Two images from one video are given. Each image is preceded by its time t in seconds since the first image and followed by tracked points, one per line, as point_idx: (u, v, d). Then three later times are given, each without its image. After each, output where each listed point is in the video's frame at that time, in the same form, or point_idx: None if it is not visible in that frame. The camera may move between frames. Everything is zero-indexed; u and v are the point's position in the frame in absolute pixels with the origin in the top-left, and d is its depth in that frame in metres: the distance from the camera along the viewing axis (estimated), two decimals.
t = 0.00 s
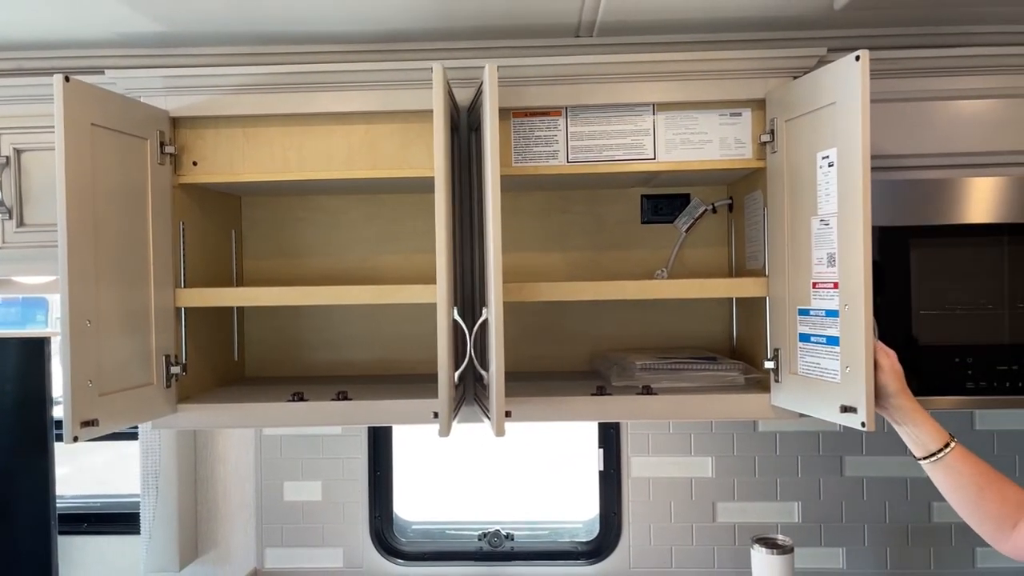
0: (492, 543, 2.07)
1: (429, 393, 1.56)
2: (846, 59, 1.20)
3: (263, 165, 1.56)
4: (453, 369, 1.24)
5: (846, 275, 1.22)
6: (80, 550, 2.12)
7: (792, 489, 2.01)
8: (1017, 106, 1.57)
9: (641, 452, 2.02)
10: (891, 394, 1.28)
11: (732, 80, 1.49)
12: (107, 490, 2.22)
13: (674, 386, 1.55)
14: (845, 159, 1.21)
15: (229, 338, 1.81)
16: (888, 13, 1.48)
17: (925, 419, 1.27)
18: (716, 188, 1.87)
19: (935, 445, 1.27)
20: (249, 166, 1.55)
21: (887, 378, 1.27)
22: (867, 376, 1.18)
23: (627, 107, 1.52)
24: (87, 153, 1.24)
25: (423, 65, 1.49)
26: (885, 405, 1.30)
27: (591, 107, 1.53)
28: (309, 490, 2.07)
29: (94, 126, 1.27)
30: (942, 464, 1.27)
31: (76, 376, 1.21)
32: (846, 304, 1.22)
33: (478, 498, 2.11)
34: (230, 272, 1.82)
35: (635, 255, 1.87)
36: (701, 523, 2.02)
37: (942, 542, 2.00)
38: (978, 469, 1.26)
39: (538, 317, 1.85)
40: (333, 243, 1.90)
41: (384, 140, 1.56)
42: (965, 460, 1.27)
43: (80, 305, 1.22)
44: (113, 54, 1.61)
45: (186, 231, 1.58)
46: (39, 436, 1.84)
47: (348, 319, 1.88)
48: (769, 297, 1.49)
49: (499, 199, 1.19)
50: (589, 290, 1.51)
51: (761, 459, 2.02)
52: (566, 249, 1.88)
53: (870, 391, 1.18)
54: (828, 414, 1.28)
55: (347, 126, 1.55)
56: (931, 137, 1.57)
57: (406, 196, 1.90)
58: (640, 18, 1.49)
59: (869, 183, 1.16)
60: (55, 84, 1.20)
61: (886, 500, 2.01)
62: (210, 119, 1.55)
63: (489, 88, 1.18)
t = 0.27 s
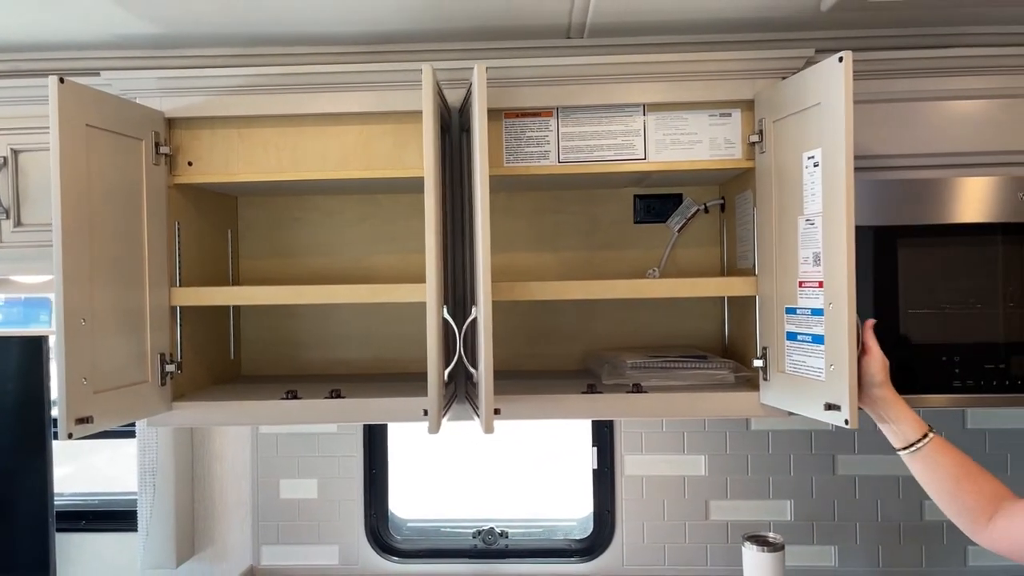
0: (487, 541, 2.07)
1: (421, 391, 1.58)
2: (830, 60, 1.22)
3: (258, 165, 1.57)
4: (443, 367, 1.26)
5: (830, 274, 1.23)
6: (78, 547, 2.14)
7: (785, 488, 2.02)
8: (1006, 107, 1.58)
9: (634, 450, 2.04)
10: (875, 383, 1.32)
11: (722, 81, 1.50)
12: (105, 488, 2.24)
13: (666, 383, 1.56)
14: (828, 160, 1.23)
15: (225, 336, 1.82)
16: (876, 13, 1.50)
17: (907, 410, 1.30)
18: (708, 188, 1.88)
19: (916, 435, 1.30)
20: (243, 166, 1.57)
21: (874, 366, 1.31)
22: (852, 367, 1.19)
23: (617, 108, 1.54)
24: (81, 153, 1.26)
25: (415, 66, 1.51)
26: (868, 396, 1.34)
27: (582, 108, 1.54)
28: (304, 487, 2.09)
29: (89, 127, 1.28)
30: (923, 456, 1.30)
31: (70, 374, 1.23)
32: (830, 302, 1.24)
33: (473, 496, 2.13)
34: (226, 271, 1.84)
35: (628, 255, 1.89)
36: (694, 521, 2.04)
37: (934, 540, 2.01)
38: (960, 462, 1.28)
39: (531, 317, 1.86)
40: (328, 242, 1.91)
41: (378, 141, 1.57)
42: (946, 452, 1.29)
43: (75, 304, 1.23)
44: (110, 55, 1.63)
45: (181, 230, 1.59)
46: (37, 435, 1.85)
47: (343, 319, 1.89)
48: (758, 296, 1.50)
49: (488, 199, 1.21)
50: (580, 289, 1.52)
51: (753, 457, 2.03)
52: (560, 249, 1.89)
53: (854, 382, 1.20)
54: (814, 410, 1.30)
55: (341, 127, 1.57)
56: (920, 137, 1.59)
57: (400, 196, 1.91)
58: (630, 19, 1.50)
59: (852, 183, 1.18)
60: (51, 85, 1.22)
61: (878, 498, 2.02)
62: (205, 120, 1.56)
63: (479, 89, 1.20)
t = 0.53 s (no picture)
0: (484, 539, 2.09)
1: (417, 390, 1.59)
2: (807, 60, 1.23)
3: (256, 166, 1.58)
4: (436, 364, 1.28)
5: (809, 273, 1.24)
6: (80, 545, 2.17)
7: (781, 486, 2.03)
8: (1002, 106, 1.59)
9: (632, 448, 2.04)
10: (851, 382, 1.31)
11: (716, 81, 1.51)
12: (106, 485, 2.26)
13: (660, 381, 1.58)
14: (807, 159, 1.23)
15: (224, 335, 1.84)
16: (870, 13, 1.50)
17: (878, 411, 1.31)
18: (704, 188, 1.89)
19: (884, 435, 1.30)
20: (241, 166, 1.58)
21: (850, 365, 1.30)
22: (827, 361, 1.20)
23: (612, 108, 1.54)
24: (80, 153, 1.27)
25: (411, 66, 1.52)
26: (842, 392, 1.33)
27: (577, 108, 1.55)
28: (303, 485, 2.10)
29: (88, 127, 1.30)
30: (889, 457, 1.30)
31: (69, 371, 1.24)
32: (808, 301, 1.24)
33: (471, 494, 2.14)
34: (225, 270, 1.85)
35: (625, 254, 1.89)
36: (691, 519, 2.04)
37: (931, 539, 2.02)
38: (922, 466, 1.29)
39: (528, 316, 1.87)
40: (326, 242, 1.92)
41: (374, 141, 1.58)
42: (911, 455, 1.30)
43: (73, 302, 1.25)
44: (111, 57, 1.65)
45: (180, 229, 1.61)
46: (38, 432, 1.87)
47: (341, 317, 1.91)
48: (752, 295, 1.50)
49: (481, 198, 1.22)
50: (575, 288, 1.53)
51: (750, 456, 2.03)
52: (557, 248, 1.90)
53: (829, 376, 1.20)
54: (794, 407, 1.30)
55: (337, 127, 1.58)
56: (915, 136, 1.59)
57: (398, 196, 1.92)
58: (625, 19, 1.51)
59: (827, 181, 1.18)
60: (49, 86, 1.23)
61: (875, 497, 2.02)
62: (203, 120, 1.58)
63: (472, 89, 1.21)
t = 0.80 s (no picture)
0: (488, 537, 2.08)
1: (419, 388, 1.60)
2: (793, 60, 1.24)
3: (259, 165, 1.60)
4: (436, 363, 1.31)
5: (797, 273, 1.24)
6: (88, 542, 2.19)
7: (784, 486, 2.03)
8: (1005, 104, 1.58)
9: (634, 447, 2.05)
10: (836, 384, 1.32)
11: (716, 80, 1.52)
12: (114, 482, 2.28)
13: (660, 379, 1.57)
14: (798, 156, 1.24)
15: (228, 334, 1.85)
16: (869, 11, 1.51)
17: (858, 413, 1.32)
18: (706, 188, 1.89)
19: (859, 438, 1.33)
20: (245, 167, 1.60)
21: (834, 367, 1.31)
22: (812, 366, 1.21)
23: (613, 108, 1.55)
24: (85, 154, 1.29)
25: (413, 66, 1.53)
26: (827, 394, 1.33)
27: (578, 107, 1.56)
28: (308, 483, 2.12)
29: (93, 128, 1.32)
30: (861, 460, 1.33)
31: (75, 368, 1.26)
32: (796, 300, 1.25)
33: (474, 492, 2.15)
34: (230, 269, 1.87)
35: (628, 253, 1.90)
36: (693, 518, 2.05)
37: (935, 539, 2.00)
38: (891, 473, 1.32)
39: (530, 314, 1.88)
40: (330, 242, 1.94)
41: (377, 141, 1.60)
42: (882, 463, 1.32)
43: (79, 300, 1.27)
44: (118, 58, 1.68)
45: (185, 228, 1.62)
46: (46, 429, 1.89)
47: (344, 316, 1.92)
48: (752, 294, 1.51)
49: (480, 197, 1.24)
50: (576, 287, 1.54)
51: (753, 455, 2.03)
52: (559, 247, 1.91)
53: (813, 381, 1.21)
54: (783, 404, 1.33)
55: (340, 127, 1.59)
56: (917, 135, 1.59)
57: (401, 196, 1.94)
58: (625, 18, 1.52)
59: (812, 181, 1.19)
60: (55, 87, 1.25)
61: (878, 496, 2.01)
62: (208, 121, 1.60)
63: (472, 88, 1.23)
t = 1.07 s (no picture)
0: (494, 536, 2.11)
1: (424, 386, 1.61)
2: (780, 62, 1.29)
3: (267, 166, 1.61)
4: (440, 362, 1.35)
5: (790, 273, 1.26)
6: (99, 539, 2.23)
7: (790, 485, 2.03)
8: (1011, 103, 1.57)
9: (639, 446, 2.05)
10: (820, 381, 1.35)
11: (718, 80, 1.52)
12: (124, 480, 2.31)
13: (662, 380, 1.57)
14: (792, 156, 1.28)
15: (237, 333, 1.87)
16: (873, 10, 1.51)
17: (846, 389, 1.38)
18: (711, 187, 1.89)
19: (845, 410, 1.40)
20: (252, 167, 1.62)
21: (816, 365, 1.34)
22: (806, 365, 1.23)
23: (617, 108, 1.56)
24: (95, 156, 1.31)
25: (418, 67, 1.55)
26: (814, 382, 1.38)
27: (582, 107, 1.57)
28: (316, 481, 2.13)
29: (103, 130, 1.34)
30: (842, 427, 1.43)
31: (85, 366, 1.28)
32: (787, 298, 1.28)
33: (480, 490, 2.16)
34: (239, 269, 1.88)
35: (633, 253, 1.90)
36: (699, 518, 2.05)
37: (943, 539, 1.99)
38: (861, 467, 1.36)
39: (535, 314, 1.89)
40: (336, 242, 1.95)
41: (382, 142, 1.61)
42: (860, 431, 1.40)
43: (89, 300, 1.29)
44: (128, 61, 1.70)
45: (194, 229, 1.64)
46: (59, 426, 1.91)
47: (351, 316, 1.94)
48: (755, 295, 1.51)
49: (483, 198, 1.26)
50: (580, 286, 1.54)
51: (758, 455, 2.03)
52: (564, 247, 1.91)
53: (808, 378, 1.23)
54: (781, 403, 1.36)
55: (346, 128, 1.61)
56: (923, 134, 1.58)
57: (407, 196, 1.95)
58: (628, 18, 1.53)
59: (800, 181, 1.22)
60: (65, 90, 1.27)
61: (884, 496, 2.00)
62: (216, 122, 1.61)
63: (475, 89, 1.26)
